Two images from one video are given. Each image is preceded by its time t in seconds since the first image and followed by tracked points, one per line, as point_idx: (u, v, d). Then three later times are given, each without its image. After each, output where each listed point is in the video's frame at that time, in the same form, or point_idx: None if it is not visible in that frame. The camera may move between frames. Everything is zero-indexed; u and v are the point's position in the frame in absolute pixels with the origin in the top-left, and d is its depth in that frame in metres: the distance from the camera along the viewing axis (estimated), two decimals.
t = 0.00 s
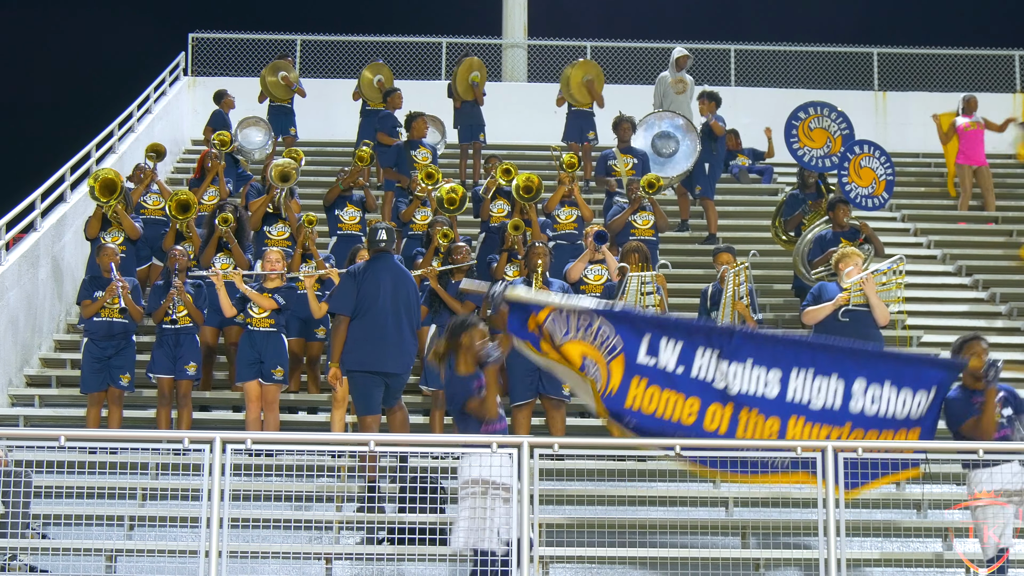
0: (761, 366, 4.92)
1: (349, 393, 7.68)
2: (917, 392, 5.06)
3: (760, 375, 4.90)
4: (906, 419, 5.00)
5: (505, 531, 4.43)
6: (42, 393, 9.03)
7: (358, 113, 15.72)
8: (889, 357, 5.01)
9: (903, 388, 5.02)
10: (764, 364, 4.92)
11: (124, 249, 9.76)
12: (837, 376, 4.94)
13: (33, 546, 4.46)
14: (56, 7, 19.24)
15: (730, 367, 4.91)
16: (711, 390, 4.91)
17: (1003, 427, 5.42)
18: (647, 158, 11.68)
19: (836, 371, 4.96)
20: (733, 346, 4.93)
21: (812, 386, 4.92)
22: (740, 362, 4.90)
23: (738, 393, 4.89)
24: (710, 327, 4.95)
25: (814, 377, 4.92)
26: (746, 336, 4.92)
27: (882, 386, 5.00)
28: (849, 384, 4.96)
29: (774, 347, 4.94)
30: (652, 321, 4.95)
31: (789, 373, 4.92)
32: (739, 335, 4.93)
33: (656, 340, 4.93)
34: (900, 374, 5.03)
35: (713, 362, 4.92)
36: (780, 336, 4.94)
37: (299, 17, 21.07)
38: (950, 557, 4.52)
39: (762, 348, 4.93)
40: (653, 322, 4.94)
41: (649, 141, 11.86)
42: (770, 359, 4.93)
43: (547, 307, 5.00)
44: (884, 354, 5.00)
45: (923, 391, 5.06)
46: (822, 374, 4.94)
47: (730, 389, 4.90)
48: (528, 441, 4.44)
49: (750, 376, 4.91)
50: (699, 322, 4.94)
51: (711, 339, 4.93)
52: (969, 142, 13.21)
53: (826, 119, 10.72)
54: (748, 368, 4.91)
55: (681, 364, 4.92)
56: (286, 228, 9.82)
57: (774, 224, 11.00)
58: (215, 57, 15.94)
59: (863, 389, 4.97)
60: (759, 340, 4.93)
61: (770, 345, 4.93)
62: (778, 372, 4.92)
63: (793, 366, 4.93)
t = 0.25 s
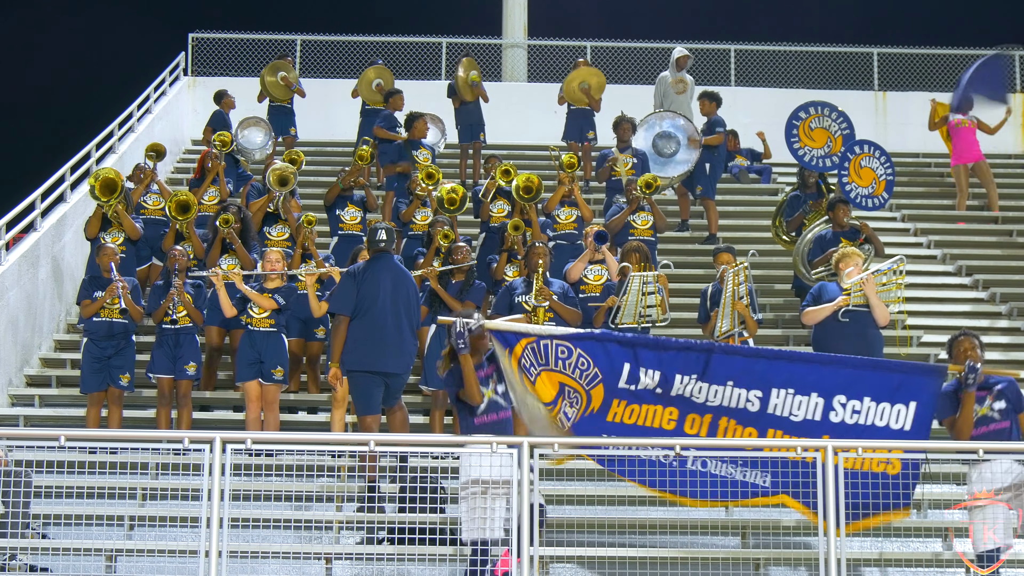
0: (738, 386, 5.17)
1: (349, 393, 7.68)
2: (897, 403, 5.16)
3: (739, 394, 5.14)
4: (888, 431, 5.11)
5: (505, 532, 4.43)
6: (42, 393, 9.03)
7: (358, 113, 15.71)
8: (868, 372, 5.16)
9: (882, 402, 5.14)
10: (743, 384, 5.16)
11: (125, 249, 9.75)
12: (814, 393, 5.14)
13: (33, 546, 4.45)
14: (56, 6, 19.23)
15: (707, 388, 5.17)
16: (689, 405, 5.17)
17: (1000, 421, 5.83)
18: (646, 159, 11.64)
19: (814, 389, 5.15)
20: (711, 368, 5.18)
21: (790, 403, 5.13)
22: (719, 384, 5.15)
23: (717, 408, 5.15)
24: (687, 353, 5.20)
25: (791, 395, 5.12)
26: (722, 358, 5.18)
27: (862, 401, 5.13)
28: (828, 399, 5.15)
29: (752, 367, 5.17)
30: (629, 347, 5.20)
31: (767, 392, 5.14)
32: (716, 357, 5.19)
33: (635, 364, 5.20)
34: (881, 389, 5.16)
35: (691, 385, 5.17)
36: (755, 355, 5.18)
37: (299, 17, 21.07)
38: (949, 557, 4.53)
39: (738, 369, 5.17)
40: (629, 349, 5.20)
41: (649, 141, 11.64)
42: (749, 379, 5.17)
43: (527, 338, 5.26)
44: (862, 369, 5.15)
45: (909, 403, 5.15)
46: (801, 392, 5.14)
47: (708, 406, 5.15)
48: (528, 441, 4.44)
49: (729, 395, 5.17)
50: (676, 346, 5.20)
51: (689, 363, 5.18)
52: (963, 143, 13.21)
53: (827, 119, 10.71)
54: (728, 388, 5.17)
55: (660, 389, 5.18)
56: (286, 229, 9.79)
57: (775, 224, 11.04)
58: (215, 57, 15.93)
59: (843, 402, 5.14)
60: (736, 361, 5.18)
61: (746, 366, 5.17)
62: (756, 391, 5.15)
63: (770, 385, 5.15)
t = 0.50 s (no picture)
0: (742, 414, 4.95)
1: (349, 393, 7.69)
2: (898, 415, 5.03)
3: (741, 425, 4.93)
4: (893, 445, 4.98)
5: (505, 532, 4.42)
6: (42, 393, 9.03)
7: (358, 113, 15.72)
8: (867, 387, 5.00)
9: (884, 415, 5.00)
10: (744, 412, 4.94)
11: (124, 248, 9.74)
12: (816, 412, 4.96)
13: (33, 546, 4.46)
14: (56, 7, 19.23)
15: (708, 420, 4.94)
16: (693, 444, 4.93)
17: (1000, 431, 5.55)
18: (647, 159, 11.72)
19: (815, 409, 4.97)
20: (711, 400, 4.96)
21: (793, 426, 4.94)
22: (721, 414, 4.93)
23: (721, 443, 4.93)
24: (686, 384, 4.97)
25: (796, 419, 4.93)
26: (722, 387, 4.96)
27: (862, 415, 4.98)
28: (829, 416, 4.98)
29: (751, 393, 4.97)
30: (627, 381, 4.96)
31: (768, 417, 4.94)
32: (716, 387, 4.97)
33: (634, 399, 4.96)
34: (881, 402, 5.01)
35: (692, 419, 4.94)
36: (754, 380, 4.98)
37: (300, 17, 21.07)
38: (949, 557, 4.54)
39: (738, 395, 4.96)
40: (627, 383, 4.96)
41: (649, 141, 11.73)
42: (750, 406, 4.95)
43: (524, 374, 5.00)
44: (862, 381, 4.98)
45: (909, 414, 5.02)
46: (803, 413, 4.96)
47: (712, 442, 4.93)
48: (528, 441, 4.43)
49: (732, 426, 4.94)
50: (675, 377, 4.96)
51: (687, 395, 4.96)
52: (963, 144, 13.17)
53: (827, 119, 10.69)
54: (730, 418, 4.94)
55: (660, 425, 4.95)
56: (285, 228, 9.81)
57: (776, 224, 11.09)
58: (215, 57, 15.93)
59: (844, 419, 4.97)
60: (734, 388, 4.96)
61: (745, 393, 4.96)
62: (759, 417, 4.95)
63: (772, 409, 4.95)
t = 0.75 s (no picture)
0: (769, 407, 5.06)
1: (350, 392, 7.70)
2: (925, 408, 5.10)
3: (768, 417, 5.04)
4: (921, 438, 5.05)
5: (505, 531, 4.42)
6: (42, 393, 9.03)
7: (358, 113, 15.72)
8: (892, 378, 5.09)
9: (911, 408, 5.08)
10: (771, 404, 5.06)
11: (125, 245, 9.74)
12: (841, 405, 5.06)
13: (33, 546, 4.46)
14: (56, 7, 19.23)
15: (735, 413, 5.06)
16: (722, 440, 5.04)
17: (1005, 405, 5.17)
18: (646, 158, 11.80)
19: (841, 401, 5.07)
20: (737, 392, 5.08)
21: (820, 419, 5.05)
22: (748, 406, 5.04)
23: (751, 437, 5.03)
24: (710, 377, 5.08)
25: (822, 410, 5.04)
26: (748, 378, 5.08)
27: (889, 408, 5.06)
28: (857, 409, 5.07)
29: (776, 386, 5.08)
30: (653, 376, 5.07)
31: (796, 410, 5.05)
32: (741, 379, 5.08)
33: (662, 392, 5.07)
34: (907, 394, 5.09)
35: (719, 413, 5.06)
36: (779, 372, 5.09)
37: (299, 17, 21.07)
38: (949, 557, 4.53)
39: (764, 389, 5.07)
40: (654, 377, 5.06)
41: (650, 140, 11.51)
42: (776, 399, 5.07)
43: (547, 376, 5.04)
44: (887, 374, 5.08)
45: (935, 406, 5.10)
46: (829, 406, 5.06)
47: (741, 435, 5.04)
48: (528, 441, 4.42)
49: (760, 419, 5.06)
50: (701, 370, 5.08)
51: (714, 389, 5.07)
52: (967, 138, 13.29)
53: (828, 119, 10.67)
54: (757, 412, 5.06)
55: (689, 419, 5.06)
56: (285, 226, 9.80)
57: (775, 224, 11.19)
58: (216, 57, 15.94)
59: (871, 412, 5.06)
60: (759, 382, 5.08)
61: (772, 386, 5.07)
62: (786, 410, 5.06)
63: (799, 402, 5.05)
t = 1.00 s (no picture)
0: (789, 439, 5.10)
1: (350, 392, 7.71)
2: (948, 436, 5.11)
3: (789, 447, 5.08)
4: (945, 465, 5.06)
5: (505, 533, 4.41)
6: (42, 393, 9.03)
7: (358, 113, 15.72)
8: (912, 406, 5.13)
9: (932, 436, 5.10)
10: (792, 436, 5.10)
11: (124, 247, 9.75)
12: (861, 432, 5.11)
13: (33, 546, 4.46)
14: (57, 7, 19.24)
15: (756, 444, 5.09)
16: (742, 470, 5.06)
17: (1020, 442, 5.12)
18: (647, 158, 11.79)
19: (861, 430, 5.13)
20: (757, 424, 5.11)
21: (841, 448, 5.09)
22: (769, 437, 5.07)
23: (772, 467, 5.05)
24: (730, 413, 5.14)
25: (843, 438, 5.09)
26: (766, 412, 5.12)
27: (912, 436, 5.08)
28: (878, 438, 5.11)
29: (796, 418, 5.13)
30: (672, 409, 5.09)
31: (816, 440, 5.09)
32: (760, 413, 5.12)
33: (682, 426, 5.10)
34: (927, 423, 5.12)
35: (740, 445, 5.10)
36: (796, 404, 5.14)
37: (300, 17, 21.09)
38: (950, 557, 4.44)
39: (782, 420, 5.13)
40: (673, 411, 5.09)
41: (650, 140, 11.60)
42: (795, 430, 5.12)
43: (567, 409, 5.05)
44: (905, 401, 5.13)
45: (957, 433, 5.11)
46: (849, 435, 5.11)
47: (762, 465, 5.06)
48: (527, 441, 4.41)
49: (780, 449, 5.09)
50: (720, 404, 5.14)
51: (734, 421, 5.12)
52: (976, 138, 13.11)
53: (830, 119, 10.66)
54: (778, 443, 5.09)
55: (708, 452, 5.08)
56: (285, 227, 9.84)
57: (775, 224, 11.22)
58: (216, 57, 15.95)
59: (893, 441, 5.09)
60: (778, 413, 5.13)
61: (790, 417, 5.13)
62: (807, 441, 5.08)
63: (817, 431, 5.10)
